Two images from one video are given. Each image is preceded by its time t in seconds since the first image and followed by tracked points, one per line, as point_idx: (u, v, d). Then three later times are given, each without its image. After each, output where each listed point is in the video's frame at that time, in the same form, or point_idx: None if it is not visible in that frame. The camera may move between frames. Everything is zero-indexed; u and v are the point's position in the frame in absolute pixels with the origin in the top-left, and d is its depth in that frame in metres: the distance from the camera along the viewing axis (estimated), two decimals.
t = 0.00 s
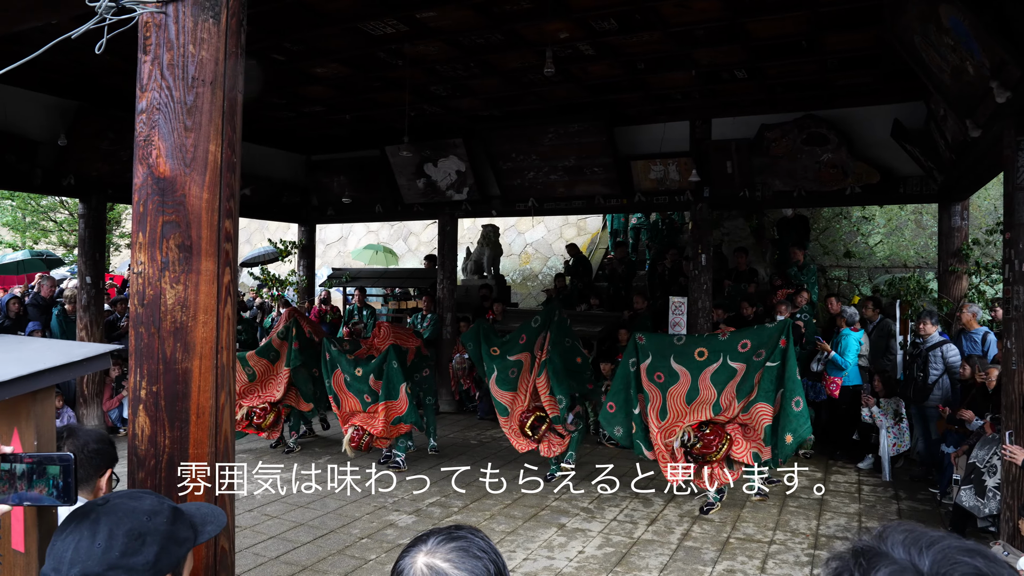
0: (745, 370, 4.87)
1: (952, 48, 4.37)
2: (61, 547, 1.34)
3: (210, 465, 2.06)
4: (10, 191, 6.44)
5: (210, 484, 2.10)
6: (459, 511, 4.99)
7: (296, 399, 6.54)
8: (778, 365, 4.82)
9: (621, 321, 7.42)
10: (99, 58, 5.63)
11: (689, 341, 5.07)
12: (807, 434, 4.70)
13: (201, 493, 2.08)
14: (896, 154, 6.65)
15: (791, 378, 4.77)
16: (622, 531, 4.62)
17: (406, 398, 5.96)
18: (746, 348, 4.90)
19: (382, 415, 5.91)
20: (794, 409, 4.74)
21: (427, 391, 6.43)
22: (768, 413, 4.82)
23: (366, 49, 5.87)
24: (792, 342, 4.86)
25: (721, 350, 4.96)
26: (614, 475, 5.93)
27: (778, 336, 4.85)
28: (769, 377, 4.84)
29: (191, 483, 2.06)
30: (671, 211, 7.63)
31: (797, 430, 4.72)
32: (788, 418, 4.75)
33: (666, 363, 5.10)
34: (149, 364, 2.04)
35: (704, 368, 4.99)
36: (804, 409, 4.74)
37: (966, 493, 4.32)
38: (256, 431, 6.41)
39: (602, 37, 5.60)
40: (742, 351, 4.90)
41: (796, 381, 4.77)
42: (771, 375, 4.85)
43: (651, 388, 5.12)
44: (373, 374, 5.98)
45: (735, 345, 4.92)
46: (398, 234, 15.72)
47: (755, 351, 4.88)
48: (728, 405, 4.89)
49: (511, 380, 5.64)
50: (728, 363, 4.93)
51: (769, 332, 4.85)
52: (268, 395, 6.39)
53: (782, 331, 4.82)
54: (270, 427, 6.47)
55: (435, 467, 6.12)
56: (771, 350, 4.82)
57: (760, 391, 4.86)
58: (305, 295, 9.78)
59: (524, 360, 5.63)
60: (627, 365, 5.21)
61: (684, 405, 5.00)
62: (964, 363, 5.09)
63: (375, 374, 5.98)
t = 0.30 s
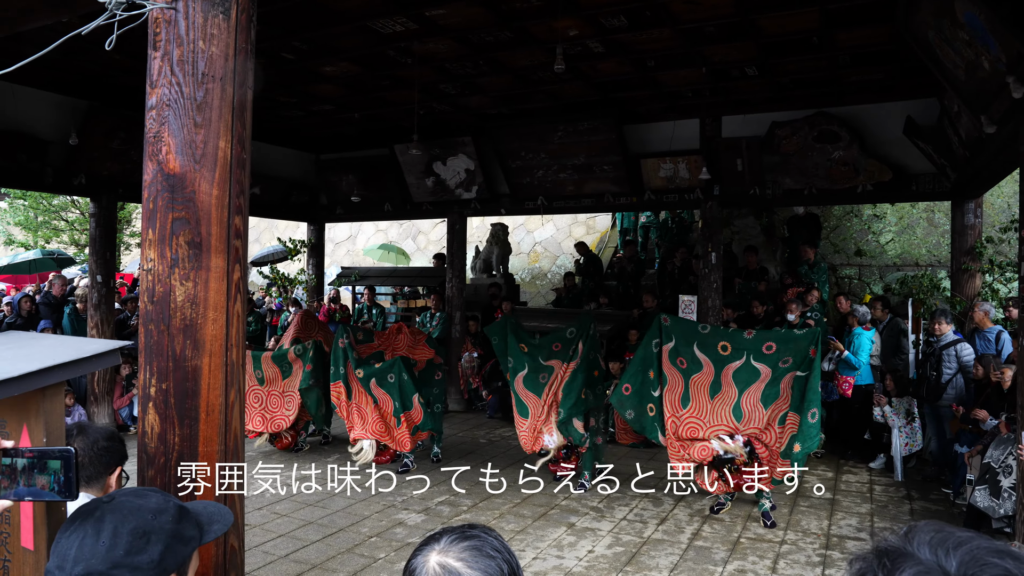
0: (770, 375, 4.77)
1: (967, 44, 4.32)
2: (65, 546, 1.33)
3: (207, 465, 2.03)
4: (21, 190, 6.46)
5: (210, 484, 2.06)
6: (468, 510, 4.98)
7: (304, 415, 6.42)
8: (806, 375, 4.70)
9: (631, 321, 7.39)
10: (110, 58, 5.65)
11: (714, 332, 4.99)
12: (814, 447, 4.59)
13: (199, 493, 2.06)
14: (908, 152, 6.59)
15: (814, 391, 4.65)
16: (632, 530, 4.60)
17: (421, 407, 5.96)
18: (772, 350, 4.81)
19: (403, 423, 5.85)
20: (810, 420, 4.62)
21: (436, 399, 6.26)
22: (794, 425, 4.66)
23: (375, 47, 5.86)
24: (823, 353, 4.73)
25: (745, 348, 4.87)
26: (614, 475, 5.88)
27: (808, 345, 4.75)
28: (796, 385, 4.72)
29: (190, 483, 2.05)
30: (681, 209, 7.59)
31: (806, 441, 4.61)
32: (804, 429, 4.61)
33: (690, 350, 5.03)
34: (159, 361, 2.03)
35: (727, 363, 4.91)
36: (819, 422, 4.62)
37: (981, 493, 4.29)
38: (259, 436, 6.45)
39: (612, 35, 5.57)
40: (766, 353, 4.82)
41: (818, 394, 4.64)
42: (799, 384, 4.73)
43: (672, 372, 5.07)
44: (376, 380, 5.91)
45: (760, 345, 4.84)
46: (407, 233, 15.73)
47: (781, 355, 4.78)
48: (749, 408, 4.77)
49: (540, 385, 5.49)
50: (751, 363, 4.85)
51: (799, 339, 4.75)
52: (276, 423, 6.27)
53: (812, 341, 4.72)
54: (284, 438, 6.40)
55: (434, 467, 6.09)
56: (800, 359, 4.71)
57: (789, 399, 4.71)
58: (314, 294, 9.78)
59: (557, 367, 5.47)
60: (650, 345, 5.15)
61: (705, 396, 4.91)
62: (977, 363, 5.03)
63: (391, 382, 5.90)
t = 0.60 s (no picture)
0: (794, 392, 4.74)
1: (980, 39, 4.27)
2: (60, 544, 1.32)
3: (207, 465, 2.02)
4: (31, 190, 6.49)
5: (210, 484, 2.03)
6: (475, 510, 4.96)
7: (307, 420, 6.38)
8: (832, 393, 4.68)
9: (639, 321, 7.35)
10: (118, 58, 5.67)
11: (731, 340, 4.94)
12: (855, 463, 4.54)
13: (199, 493, 2.04)
14: (919, 150, 6.54)
15: (843, 408, 4.60)
16: (640, 531, 4.57)
17: (431, 416, 5.91)
18: (791, 364, 4.78)
19: (406, 427, 5.85)
20: (844, 438, 4.56)
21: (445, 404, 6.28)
22: (826, 444, 4.65)
23: (382, 46, 5.85)
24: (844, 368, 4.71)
25: (763, 360, 4.84)
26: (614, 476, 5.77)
27: (829, 360, 4.71)
28: (823, 403, 4.69)
29: (190, 482, 2.03)
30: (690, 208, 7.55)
31: (846, 459, 4.56)
32: (838, 446, 4.57)
33: (708, 358, 4.97)
34: (163, 359, 2.02)
35: (745, 374, 4.87)
36: (854, 438, 4.56)
37: (994, 494, 4.23)
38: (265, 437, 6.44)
39: (619, 33, 5.54)
40: (786, 367, 4.79)
41: (847, 411, 4.60)
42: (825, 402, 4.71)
43: (690, 381, 5.00)
44: (388, 385, 5.85)
45: (779, 358, 4.80)
46: (414, 233, 15.73)
47: (801, 370, 4.76)
48: (773, 422, 4.72)
49: (555, 398, 5.47)
50: (771, 376, 4.81)
51: (818, 352, 4.72)
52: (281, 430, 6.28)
53: (833, 356, 4.69)
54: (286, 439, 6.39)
55: (434, 467, 6.06)
56: (824, 376, 4.68)
57: (815, 418, 4.70)
58: (322, 294, 9.79)
59: (573, 384, 5.46)
60: (667, 353, 5.10)
61: (724, 407, 4.85)
62: (990, 362, 4.97)
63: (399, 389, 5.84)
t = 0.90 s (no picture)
0: (801, 391, 4.67)
1: (991, 37, 4.23)
2: (64, 543, 1.31)
3: (208, 465, 2.01)
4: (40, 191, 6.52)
5: (209, 484, 2.02)
6: (482, 510, 4.95)
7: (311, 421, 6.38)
8: (842, 387, 4.62)
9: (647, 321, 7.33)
10: (127, 58, 5.69)
11: (738, 344, 4.90)
12: (886, 453, 4.51)
13: (200, 493, 2.03)
14: (929, 148, 6.49)
15: (859, 398, 4.56)
16: (647, 532, 4.54)
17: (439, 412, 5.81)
18: (799, 362, 4.72)
19: (416, 425, 5.73)
20: (871, 430, 4.51)
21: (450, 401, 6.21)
22: (837, 438, 4.59)
23: (389, 46, 5.85)
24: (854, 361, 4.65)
25: (770, 361, 4.79)
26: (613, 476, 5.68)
27: (838, 355, 4.66)
28: (832, 398, 4.63)
29: (190, 482, 2.02)
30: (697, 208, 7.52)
31: (877, 451, 4.52)
32: (865, 440, 4.53)
33: (713, 363, 4.93)
34: (169, 359, 2.01)
35: (753, 376, 4.82)
36: (881, 429, 4.53)
37: (1007, 496, 4.15)
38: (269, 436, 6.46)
39: (627, 32, 5.52)
40: (793, 366, 4.73)
41: (866, 402, 4.55)
42: (835, 397, 4.64)
43: (697, 387, 4.96)
44: (402, 381, 5.82)
45: (787, 357, 4.75)
46: (422, 233, 15.73)
47: (809, 367, 4.69)
48: (780, 423, 4.66)
49: (555, 400, 5.39)
50: (778, 376, 4.76)
51: (827, 348, 4.67)
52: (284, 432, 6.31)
53: (842, 349, 4.64)
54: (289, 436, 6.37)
55: (434, 467, 6.06)
56: (833, 371, 4.63)
57: (824, 414, 4.63)
58: (329, 294, 9.79)
59: (571, 383, 5.39)
60: (678, 358, 5.07)
61: (730, 412, 4.80)
62: (1001, 363, 4.91)
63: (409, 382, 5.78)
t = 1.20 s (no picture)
0: (798, 379, 4.62)
1: (999, 37, 4.21)
2: (71, 546, 1.31)
3: (212, 468, 2.01)
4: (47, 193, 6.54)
5: (210, 484, 2.02)
6: (487, 512, 4.94)
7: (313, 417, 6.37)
8: (839, 375, 4.58)
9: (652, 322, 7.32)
10: (134, 60, 5.71)
11: (738, 330, 4.90)
12: (882, 442, 4.51)
13: (200, 493, 2.02)
14: (935, 149, 6.46)
15: (857, 386, 4.56)
16: (652, 534, 4.53)
17: (438, 403, 5.78)
18: (797, 351, 4.68)
19: (412, 417, 5.67)
20: (867, 417, 4.52)
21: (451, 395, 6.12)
22: (834, 427, 4.56)
23: (395, 48, 5.85)
24: (853, 350, 4.61)
25: (769, 349, 4.76)
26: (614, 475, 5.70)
27: (835, 343, 4.62)
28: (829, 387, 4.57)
29: (190, 483, 2.02)
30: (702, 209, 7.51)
31: (873, 439, 4.51)
32: (862, 428, 4.53)
33: (714, 348, 4.91)
34: (175, 361, 2.02)
35: (751, 364, 4.79)
36: (876, 418, 4.53)
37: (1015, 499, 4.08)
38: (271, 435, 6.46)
39: (632, 33, 5.52)
40: (792, 354, 4.69)
41: (863, 390, 4.55)
42: (832, 386, 4.59)
43: (697, 371, 4.97)
44: (403, 374, 5.79)
45: (785, 346, 4.72)
46: (427, 235, 15.76)
47: (807, 356, 4.65)
48: (775, 412, 4.62)
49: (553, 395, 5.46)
50: (776, 364, 4.72)
51: (826, 337, 4.62)
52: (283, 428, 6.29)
53: (840, 338, 4.59)
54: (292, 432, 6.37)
55: (434, 467, 6.09)
56: (830, 359, 4.58)
57: (821, 403, 4.59)
58: (334, 295, 9.80)
59: (562, 376, 5.45)
60: (680, 341, 5.07)
61: (726, 398, 4.77)
62: (1009, 365, 4.87)
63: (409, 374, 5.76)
